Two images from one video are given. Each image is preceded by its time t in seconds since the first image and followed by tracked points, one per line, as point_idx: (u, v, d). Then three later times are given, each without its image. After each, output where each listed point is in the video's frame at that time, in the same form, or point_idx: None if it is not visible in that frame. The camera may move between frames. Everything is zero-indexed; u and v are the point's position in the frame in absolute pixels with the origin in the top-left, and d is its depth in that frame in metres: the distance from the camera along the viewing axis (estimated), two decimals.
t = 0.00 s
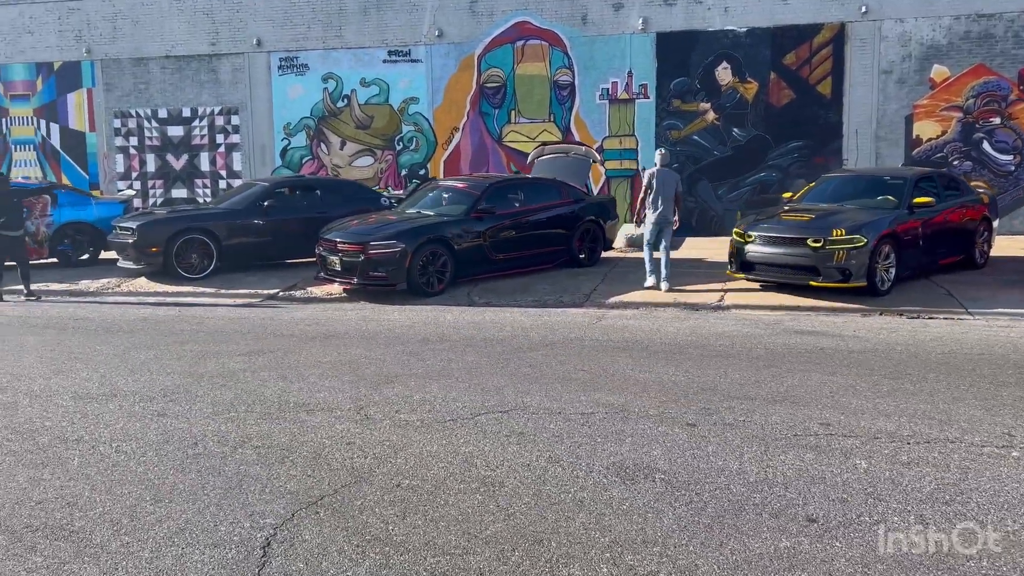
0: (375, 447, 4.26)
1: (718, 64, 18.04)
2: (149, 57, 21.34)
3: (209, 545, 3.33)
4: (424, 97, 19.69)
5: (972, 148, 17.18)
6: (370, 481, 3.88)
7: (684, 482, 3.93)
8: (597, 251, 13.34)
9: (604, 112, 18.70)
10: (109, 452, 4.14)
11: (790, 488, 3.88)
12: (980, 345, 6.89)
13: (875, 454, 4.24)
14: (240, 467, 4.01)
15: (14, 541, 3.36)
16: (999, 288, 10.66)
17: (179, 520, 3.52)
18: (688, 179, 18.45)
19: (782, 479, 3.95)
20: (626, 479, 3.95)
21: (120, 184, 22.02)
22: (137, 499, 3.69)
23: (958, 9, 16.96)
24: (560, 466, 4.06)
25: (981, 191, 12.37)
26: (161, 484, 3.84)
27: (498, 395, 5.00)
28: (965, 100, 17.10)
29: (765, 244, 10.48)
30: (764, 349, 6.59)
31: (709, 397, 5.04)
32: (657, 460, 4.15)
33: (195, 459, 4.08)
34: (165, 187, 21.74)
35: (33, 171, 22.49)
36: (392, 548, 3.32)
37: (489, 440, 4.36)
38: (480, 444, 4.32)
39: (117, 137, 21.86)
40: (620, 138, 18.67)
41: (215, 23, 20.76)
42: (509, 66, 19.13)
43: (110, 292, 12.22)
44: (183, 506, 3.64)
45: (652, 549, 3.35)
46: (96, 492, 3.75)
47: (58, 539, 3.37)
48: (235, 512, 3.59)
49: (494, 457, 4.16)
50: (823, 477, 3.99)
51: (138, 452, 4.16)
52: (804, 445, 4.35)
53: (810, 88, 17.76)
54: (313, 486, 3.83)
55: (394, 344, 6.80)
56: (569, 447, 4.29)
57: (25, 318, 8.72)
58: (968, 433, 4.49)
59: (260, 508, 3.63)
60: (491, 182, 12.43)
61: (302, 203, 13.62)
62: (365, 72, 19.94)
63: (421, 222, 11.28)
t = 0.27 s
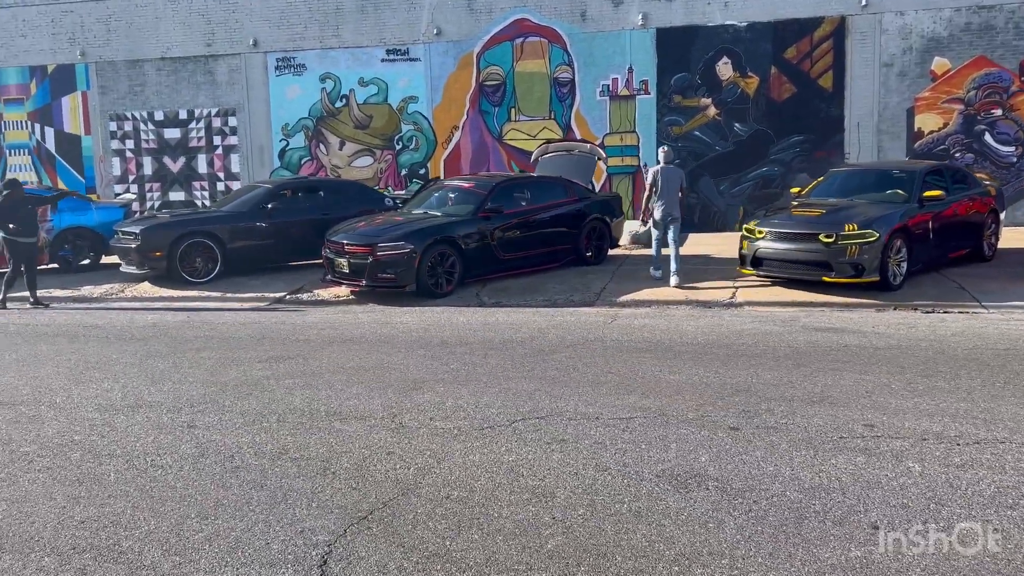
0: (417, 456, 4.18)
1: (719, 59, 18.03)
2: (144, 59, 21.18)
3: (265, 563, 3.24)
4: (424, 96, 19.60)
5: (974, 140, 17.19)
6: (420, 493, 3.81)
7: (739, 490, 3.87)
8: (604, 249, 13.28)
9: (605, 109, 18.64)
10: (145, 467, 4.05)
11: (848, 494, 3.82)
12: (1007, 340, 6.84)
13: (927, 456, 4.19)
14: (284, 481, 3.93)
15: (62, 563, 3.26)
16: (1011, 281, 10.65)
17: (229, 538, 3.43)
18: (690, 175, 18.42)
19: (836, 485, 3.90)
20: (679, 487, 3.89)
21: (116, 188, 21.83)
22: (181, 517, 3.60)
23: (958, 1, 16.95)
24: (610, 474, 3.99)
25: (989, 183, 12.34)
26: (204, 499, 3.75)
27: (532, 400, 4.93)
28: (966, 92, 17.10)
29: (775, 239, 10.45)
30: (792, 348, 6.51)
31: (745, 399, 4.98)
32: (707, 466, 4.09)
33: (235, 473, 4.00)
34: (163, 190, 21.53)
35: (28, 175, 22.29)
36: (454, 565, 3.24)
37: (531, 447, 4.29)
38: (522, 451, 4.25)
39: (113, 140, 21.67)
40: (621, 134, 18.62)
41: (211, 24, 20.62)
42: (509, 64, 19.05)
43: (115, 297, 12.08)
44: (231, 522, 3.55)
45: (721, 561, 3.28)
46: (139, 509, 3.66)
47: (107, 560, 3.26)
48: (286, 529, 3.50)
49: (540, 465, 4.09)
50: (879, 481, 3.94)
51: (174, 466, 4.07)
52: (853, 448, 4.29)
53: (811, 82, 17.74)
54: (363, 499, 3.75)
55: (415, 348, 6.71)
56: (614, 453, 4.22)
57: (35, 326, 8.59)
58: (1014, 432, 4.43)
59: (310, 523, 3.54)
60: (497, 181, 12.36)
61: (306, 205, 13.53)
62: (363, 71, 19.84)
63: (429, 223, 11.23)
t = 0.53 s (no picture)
0: (463, 456, 4.16)
1: (718, 56, 18.02)
2: (140, 62, 21.08)
3: (332, 565, 3.22)
4: (422, 95, 19.57)
5: (972, 133, 17.21)
6: (474, 493, 3.78)
7: (795, 485, 3.85)
8: (610, 246, 13.25)
9: (604, 106, 18.63)
10: (190, 471, 4.02)
11: (906, 487, 3.81)
12: None
13: (977, 448, 4.17)
14: (335, 482, 3.89)
15: (124, 568, 3.22)
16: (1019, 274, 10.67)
17: (289, 541, 3.40)
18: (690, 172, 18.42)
19: (888, 480, 3.88)
20: (735, 483, 3.86)
21: (114, 192, 21.73)
22: (237, 520, 3.57)
23: None
24: (662, 471, 3.97)
25: (992, 176, 12.36)
26: (257, 502, 3.72)
27: (569, 398, 4.90)
28: (964, 86, 17.12)
29: (785, 234, 10.46)
30: (818, 342, 6.48)
31: (782, 394, 4.95)
32: (757, 461, 4.08)
33: (282, 476, 3.96)
34: (160, 194, 21.45)
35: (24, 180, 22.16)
36: (524, 564, 3.21)
37: (576, 445, 4.26)
38: (568, 448, 4.23)
39: (110, 144, 21.57)
40: (621, 132, 18.61)
41: (207, 26, 20.53)
42: (507, 62, 19.04)
43: (120, 301, 12.02)
44: (289, 525, 3.52)
45: (792, 556, 3.27)
46: (192, 513, 3.62)
47: (169, 566, 3.22)
48: (345, 531, 3.47)
49: (590, 463, 4.07)
50: (935, 474, 3.92)
51: (219, 469, 4.04)
52: (901, 441, 4.28)
53: (811, 78, 17.76)
54: (419, 500, 3.72)
55: (438, 348, 6.66)
56: (662, 449, 4.20)
57: (47, 332, 8.52)
58: None
59: (369, 524, 3.52)
60: (503, 179, 12.34)
61: (311, 206, 13.49)
62: (362, 72, 19.81)
63: (437, 222, 11.21)
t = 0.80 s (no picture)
0: (515, 451, 4.17)
1: (719, 54, 18.08)
2: (139, 65, 21.02)
3: (408, 560, 3.23)
4: (424, 96, 19.58)
5: (974, 128, 17.33)
6: (535, 487, 3.79)
7: (853, 475, 3.87)
8: (618, 245, 13.28)
9: (606, 105, 18.67)
10: (243, 469, 4.01)
11: (964, 476, 3.84)
12: None
13: None
14: (393, 478, 3.90)
15: (199, 566, 3.22)
16: None
17: (359, 537, 3.40)
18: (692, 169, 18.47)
19: (942, 470, 3.90)
20: (793, 474, 3.89)
21: (114, 195, 21.66)
22: (303, 517, 3.57)
23: None
24: (719, 464, 3.98)
25: (999, 170, 12.44)
26: (318, 499, 3.72)
27: (609, 393, 4.91)
28: (965, 81, 17.23)
29: (796, 230, 10.50)
30: (845, 336, 6.50)
31: (819, 387, 4.98)
32: (809, 452, 4.10)
33: (337, 473, 3.96)
34: (161, 197, 21.39)
35: (22, 184, 22.07)
36: (601, 556, 3.23)
37: (624, 439, 4.28)
38: (617, 443, 4.24)
39: (109, 147, 21.50)
40: (623, 130, 18.66)
41: (207, 28, 20.49)
42: (509, 62, 19.06)
43: (130, 305, 11.98)
44: (356, 520, 3.52)
45: (867, 545, 3.30)
46: (255, 511, 3.62)
47: (244, 563, 3.22)
48: (415, 525, 3.48)
49: (643, 456, 4.08)
50: (989, 463, 3.95)
51: (273, 467, 4.04)
52: (949, 431, 4.32)
53: (812, 75, 17.83)
54: (481, 494, 3.74)
55: (465, 346, 6.67)
56: (712, 441, 4.23)
57: (66, 336, 8.49)
58: None
59: (437, 519, 3.53)
60: (513, 179, 12.35)
61: (318, 207, 13.49)
62: (363, 72, 19.79)
63: (448, 222, 11.22)
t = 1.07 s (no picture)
0: (563, 454, 4.15)
1: (723, 54, 18.09)
2: (142, 68, 20.96)
3: (473, 564, 3.21)
4: (428, 97, 19.56)
5: (979, 128, 17.35)
6: (590, 489, 3.78)
7: (908, 476, 3.86)
8: (627, 246, 13.27)
9: (611, 106, 18.67)
10: (290, 473, 3.99)
11: (1019, 477, 3.82)
12: None
13: None
14: (444, 482, 3.88)
15: (262, 571, 3.20)
16: None
17: (420, 541, 3.39)
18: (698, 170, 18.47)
19: (993, 470, 3.89)
20: (847, 476, 3.88)
21: (117, 199, 21.59)
22: (359, 521, 3.55)
23: None
24: (771, 466, 3.98)
25: (1009, 169, 12.45)
26: (371, 503, 3.70)
27: (646, 395, 4.90)
28: (970, 80, 17.25)
29: (809, 230, 10.50)
30: (874, 336, 6.48)
31: (856, 388, 4.96)
32: (859, 454, 4.09)
33: (386, 476, 3.94)
34: (163, 200, 21.31)
35: (24, 188, 21.99)
36: (669, 559, 3.22)
37: (670, 441, 4.26)
38: (662, 444, 4.23)
39: (112, 151, 21.43)
40: (628, 131, 18.66)
41: (209, 31, 20.44)
42: (513, 63, 19.05)
43: (140, 308, 11.94)
44: (413, 524, 3.51)
45: (934, 547, 3.30)
46: (309, 515, 3.60)
47: (307, 568, 3.20)
48: (474, 529, 3.47)
49: (691, 458, 4.07)
50: None
51: (320, 471, 4.02)
52: (995, 431, 4.30)
53: (817, 75, 17.85)
54: (537, 497, 3.72)
55: (491, 349, 6.64)
56: (760, 443, 4.22)
57: (83, 340, 8.45)
58: None
59: (495, 523, 3.51)
60: (523, 180, 12.34)
61: (327, 210, 13.45)
62: (366, 75, 19.78)
63: (459, 224, 11.22)
